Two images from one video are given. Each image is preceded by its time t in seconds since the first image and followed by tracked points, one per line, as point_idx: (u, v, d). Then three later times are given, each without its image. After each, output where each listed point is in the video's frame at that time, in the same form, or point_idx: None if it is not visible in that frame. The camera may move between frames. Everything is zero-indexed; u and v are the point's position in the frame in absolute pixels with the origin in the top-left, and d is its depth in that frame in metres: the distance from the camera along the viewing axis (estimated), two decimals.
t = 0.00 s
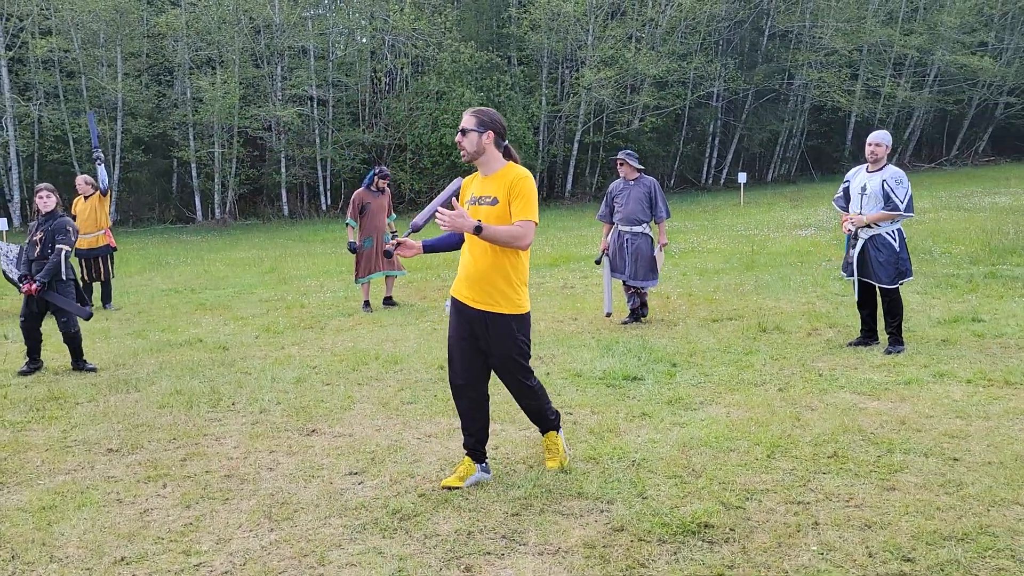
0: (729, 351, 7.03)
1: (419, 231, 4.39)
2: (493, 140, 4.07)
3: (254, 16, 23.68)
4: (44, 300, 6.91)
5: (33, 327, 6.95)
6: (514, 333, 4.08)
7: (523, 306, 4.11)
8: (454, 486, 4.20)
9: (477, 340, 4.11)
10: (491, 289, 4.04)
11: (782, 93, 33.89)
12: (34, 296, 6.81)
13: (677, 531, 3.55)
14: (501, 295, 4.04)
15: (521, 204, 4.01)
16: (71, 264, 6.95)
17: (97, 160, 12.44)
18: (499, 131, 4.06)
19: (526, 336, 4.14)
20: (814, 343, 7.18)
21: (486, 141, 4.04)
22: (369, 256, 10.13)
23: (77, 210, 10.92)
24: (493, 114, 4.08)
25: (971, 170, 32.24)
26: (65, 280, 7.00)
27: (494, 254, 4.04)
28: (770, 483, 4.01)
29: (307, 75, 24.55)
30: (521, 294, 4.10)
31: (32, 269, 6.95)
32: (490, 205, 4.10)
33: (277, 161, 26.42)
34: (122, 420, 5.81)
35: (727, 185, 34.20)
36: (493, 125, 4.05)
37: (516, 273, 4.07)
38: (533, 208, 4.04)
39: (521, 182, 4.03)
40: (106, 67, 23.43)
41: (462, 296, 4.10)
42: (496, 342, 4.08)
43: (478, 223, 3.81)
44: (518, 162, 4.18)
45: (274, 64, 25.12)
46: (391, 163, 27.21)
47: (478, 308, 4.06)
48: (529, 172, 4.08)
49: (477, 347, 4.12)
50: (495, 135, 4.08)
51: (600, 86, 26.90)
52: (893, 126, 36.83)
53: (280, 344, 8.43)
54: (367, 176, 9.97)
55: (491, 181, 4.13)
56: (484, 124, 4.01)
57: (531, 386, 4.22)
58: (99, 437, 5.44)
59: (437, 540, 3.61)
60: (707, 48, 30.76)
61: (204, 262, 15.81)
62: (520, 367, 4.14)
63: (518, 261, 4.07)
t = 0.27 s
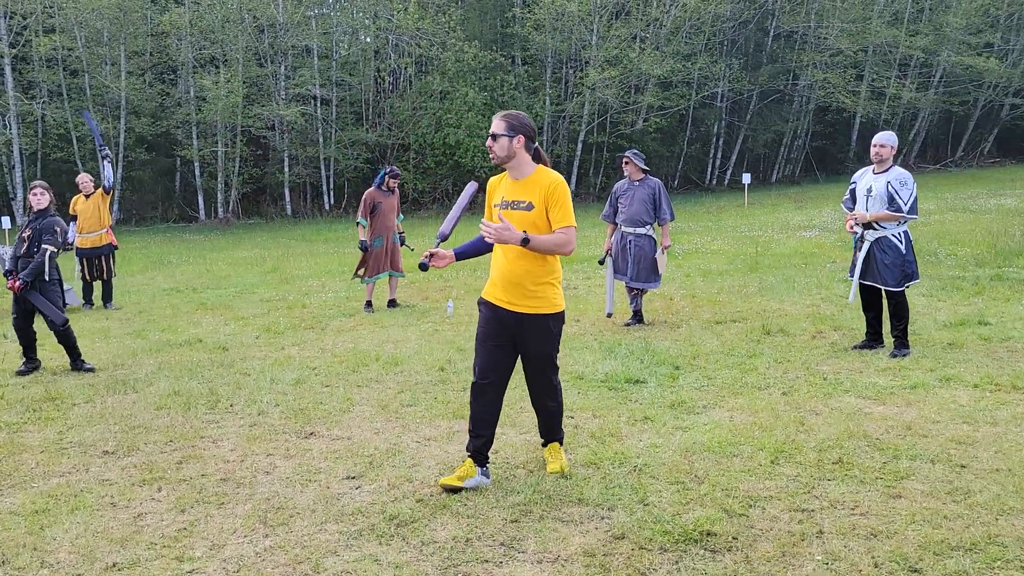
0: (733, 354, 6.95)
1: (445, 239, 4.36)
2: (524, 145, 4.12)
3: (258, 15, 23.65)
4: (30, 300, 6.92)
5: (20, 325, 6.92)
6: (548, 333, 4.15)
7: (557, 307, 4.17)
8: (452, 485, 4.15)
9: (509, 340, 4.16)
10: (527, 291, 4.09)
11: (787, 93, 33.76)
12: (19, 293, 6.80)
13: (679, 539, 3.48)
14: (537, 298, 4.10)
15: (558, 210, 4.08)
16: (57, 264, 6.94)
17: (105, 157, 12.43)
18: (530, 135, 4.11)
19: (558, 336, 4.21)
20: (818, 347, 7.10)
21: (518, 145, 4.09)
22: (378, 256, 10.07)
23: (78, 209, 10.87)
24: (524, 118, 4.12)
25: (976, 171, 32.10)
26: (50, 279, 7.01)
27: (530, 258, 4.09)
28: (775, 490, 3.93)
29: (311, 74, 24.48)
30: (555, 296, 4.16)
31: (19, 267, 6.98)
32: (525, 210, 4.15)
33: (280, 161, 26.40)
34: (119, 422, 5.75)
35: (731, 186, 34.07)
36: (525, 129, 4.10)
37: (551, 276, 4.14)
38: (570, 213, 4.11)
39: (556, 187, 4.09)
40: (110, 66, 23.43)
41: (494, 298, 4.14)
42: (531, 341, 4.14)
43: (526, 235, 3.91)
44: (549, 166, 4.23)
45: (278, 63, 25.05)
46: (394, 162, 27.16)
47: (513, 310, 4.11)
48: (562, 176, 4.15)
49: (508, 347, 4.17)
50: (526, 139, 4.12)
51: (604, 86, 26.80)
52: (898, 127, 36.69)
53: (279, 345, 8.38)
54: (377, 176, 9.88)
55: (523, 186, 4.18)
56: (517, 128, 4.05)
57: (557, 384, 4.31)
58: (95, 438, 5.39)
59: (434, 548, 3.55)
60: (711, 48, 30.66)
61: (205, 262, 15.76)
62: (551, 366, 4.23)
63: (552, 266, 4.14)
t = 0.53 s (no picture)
0: (724, 359, 6.90)
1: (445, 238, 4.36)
2: (534, 145, 4.09)
3: (251, 17, 23.57)
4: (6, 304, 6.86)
5: None
6: (554, 332, 4.15)
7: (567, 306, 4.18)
8: (450, 481, 4.23)
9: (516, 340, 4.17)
10: (537, 292, 4.08)
11: (780, 97, 33.81)
12: None
13: (666, 550, 3.41)
14: (549, 299, 4.10)
15: (571, 212, 4.06)
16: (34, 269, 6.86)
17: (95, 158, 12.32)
18: (539, 135, 4.08)
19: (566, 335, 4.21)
20: (810, 352, 7.06)
21: (528, 146, 4.06)
22: (381, 257, 10.01)
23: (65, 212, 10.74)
24: (532, 119, 4.09)
25: (968, 175, 32.20)
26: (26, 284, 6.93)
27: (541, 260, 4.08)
28: (764, 500, 3.88)
29: (304, 76, 24.37)
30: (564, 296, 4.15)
31: None
32: (533, 211, 4.12)
33: (273, 163, 26.29)
34: (101, 428, 5.66)
35: (724, 189, 34.10)
36: (534, 130, 4.07)
37: (561, 277, 4.13)
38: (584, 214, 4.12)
39: (568, 189, 4.06)
40: (102, 67, 23.30)
41: (502, 298, 4.15)
42: (537, 340, 4.14)
43: (559, 254, 3.94)
44: (557, 167, 4.19)
45: (270, 65, 24.95)
46: (388, 165, 27.07)
47: (523, 310, 4.09)
48: (571, 178, 4.11)
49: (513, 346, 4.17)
50: (535, 140, 4.09)
51: (598, 89, 26.78)
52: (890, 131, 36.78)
53: (267, 349, 8.30)
54: (376, 178, 9.75)
55: (531, 187, 4.14)
56: (526, 129, 4.02)
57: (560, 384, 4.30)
58: (76, 446, 5.30)
59: (416, 560, 3.48)
60: (705, 51, 30.68)
61: (196, 265, 15.64)
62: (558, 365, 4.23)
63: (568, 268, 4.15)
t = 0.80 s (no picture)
0: (712, 363, 6.86)
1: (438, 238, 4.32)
2: (530, 148, 4.03)
3: (241, 18, 23.45)
4: None
5: None
6: (538, 337, 4.09)
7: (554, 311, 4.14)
8: (455, 475, 4.42)
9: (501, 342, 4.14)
10: (523, 296, 4.04)
11: (771, 100, 33.88)
12: None
13: (649, 559, 3.36)
14: (535, 305, 4.06)
15: (563, 218, 4.02)
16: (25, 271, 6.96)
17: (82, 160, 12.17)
18: (536, 138, 4.02)
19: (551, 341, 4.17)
20: (798, 356, 7.02)
21: (524, 149, 4.00)
22: (377, 260, 9.92)
23: (49, 214, 10.60)
24: (530, 122, 4.03)
25: (958, 178, 32.33)
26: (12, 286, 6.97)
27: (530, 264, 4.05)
28: (749, 507, 3.85)
29: (294, 78, 24.24)
30: (552, 301, 4.11)
31: None
32: (525, 215, 4.06)
33: (263, 165, 26.15)
34: (80, 434, 5.57)
35: (716, 191, 34.13)
36: (531, 133, 4.01)
37: (550, 282, 4.10)
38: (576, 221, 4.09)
39: (561, 194, 4.01)
40: (91, 69, 23.13)
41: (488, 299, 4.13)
42: (521, 344, 4.09)
43: (547, 265, 3.97)
44: (552, 171, 4.13)
45: (261, 67, 24.83)
46: (379, 167, 26.98)
47: (510, 312, 4.06)
48: (566, 184, 4.05)
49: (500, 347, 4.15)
50: (532, 143, 4.03)
51: (589, 92, 26.76)
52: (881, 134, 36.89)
53: (253, 353, 8.20)
54: (372, 181, 9.76)
55: (526, 189, 4.07)
56: (523, 132, 3.96)
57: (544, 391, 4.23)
58: (53, 452, 5.21)
59: (394, 572, 3.42)
60: (696, 53, 30.71)
61: (184, 267, 15.51)
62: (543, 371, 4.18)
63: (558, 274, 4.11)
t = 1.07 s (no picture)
0: (702, 366, 6.85)
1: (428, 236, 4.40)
2: (516, 150, 4.03)
3: (232, 20, 23.38)
4: None
5: None
6: (516, 341, 4.08)
7: (534, 315, 4.12)
8: (431, 469, 4.52)
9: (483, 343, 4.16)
10: (502, 299, 4.05)
11: (763, 102, 33.99)
12: None
13: (637, 564, 3.35)
14: (514, 307, 4.05)
15: (544, 221, 4.01)
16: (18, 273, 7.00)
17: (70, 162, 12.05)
18: (523, 140, 4.01)
19: (532, 345, 4.16)
20: (788, 359, 7.02)
21: (510, 151, 3.99)
22: (374, 265, 9.83)
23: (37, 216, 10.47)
24: (518, 124, 4.03)
25: (947, 180, 32.52)
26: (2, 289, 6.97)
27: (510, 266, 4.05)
28: (737, 512, 3.84)
29: (285, 80, 24.16)
30: (532, 305, 4.10)
31: None
32: (507, 217, 4.07)
33: (255, 166, 26.08)
34: (65, 439, 5.51)
35: (708, 193, 34.20)
36: (517, 135, 4.00)
37: (531, 286, 4.08)
38: (558, 225, 4.07)
39: (542, 197, 4.01)
40: (81, 70, 22.99)
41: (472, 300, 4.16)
42: (500, 347, 4.08)
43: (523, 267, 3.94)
44: (539, 175, 4.12)
45: (252, 68, 24.74)
46: (371, 169, 26.93)
47: (488, 314, 4.08)
48: (549, 188, 4.04)
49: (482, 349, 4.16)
50: (518, 146, 4.03)
51: (581, 94, 26.79)
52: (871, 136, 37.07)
53: (242, 356, 8.15)
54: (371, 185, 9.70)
55: (510, 192, 4.08)
56: (509, 134, 3.97)
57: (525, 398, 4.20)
58: (38, 457, 5.15)
59: None
60: (688, 55, 30.76)
61: (173, 269, 15.41)
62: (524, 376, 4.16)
63: (539, 278, 4.10)
